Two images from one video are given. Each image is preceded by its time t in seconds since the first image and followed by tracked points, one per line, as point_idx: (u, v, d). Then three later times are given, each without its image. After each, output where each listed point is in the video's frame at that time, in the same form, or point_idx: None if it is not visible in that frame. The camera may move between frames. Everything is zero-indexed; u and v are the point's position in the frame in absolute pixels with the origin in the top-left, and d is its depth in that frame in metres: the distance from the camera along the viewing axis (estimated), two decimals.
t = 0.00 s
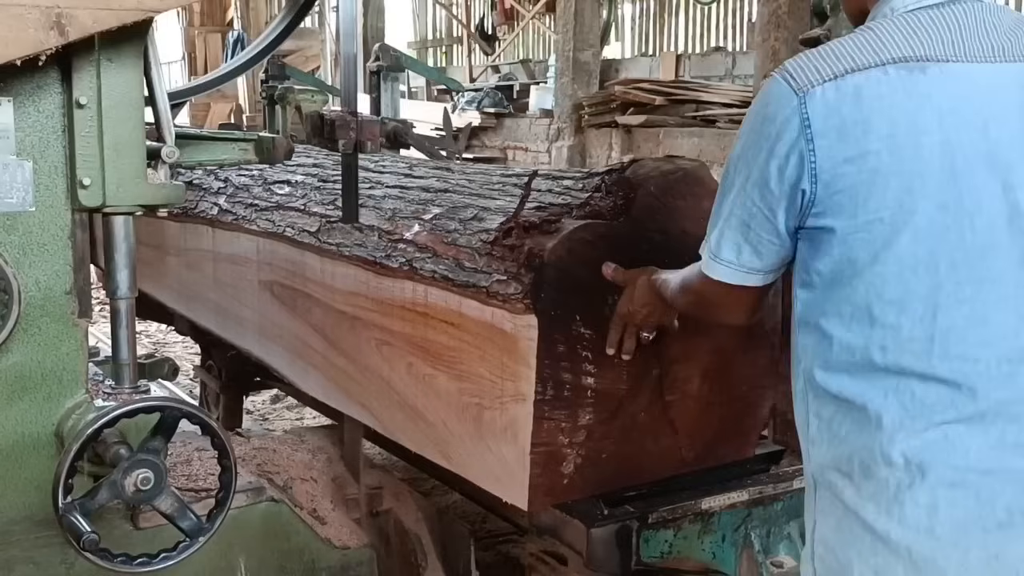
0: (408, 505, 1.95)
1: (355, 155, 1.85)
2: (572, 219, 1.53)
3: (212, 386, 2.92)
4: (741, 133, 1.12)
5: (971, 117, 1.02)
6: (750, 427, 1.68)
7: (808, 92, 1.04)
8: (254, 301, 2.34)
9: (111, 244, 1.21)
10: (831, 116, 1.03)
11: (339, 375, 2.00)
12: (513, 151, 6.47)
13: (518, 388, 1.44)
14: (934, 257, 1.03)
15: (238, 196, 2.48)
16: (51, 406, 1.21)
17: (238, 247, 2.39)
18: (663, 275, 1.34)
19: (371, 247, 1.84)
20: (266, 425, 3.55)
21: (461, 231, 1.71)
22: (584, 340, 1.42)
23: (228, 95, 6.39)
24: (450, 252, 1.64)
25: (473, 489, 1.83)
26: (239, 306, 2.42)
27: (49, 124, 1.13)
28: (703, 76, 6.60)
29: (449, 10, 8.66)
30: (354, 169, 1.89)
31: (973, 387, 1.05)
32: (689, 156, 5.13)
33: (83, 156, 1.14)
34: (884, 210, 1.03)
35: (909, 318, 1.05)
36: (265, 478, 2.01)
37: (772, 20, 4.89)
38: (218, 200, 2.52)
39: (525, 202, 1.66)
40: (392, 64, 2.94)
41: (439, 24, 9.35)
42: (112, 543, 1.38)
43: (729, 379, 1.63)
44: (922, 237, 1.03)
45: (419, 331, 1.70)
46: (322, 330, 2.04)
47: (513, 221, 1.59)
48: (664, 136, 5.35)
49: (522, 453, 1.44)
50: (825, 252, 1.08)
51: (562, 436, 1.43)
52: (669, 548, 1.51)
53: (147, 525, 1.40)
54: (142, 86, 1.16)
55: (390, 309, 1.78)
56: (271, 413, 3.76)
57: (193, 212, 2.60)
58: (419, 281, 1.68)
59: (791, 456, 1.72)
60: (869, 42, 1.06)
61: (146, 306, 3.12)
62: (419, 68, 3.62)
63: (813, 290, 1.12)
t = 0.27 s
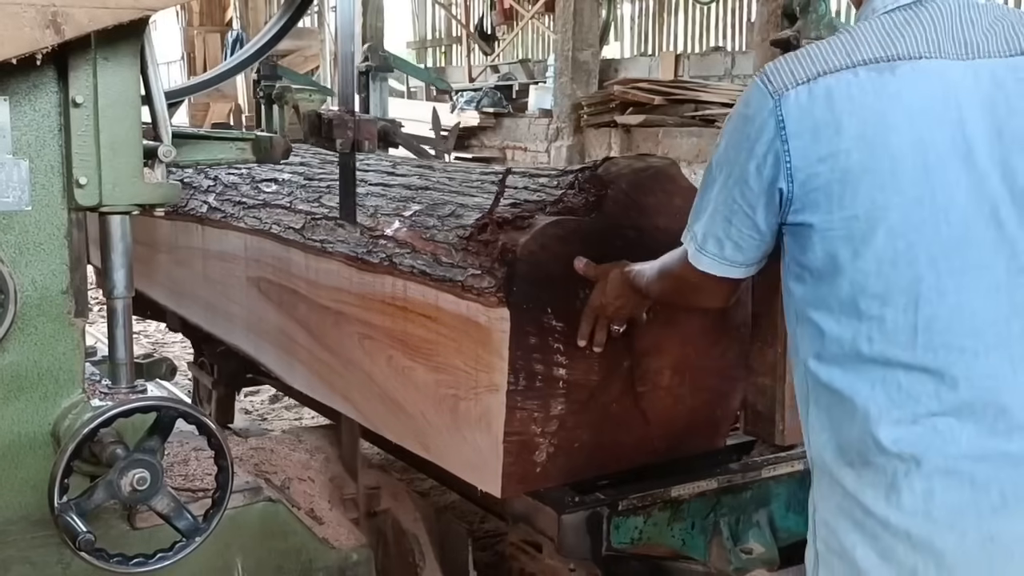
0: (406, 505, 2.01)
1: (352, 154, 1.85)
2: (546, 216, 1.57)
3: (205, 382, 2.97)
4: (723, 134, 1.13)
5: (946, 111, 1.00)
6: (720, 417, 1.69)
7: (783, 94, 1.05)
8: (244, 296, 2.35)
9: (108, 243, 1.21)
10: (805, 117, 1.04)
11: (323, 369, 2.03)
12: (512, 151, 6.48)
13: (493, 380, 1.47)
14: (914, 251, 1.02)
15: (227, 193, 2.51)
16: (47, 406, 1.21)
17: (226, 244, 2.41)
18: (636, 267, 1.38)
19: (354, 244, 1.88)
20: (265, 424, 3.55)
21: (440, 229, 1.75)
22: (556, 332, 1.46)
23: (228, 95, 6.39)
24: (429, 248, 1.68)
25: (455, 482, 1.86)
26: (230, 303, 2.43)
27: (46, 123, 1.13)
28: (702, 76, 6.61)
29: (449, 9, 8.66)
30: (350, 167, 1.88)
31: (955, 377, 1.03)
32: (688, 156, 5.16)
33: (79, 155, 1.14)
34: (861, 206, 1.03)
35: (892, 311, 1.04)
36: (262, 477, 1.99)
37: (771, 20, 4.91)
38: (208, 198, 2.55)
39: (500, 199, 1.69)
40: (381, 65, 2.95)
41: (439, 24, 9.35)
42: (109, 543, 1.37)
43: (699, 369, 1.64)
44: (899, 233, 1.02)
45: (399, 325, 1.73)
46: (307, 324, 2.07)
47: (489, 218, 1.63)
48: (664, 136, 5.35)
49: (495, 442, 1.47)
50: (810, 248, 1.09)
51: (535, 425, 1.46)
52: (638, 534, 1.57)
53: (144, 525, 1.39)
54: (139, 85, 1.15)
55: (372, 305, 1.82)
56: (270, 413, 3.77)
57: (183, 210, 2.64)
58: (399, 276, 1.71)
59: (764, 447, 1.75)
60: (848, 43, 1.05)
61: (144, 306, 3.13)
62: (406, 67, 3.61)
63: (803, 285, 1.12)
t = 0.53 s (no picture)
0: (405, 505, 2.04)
1: (352, 155, 1.84)
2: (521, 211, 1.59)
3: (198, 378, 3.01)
4: (794, 130, 1.13)
5: (1011, 122, 1.02)
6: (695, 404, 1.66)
7: (863, 100, 1.05)
8: (234, 293, 2.36)
9: (107, 243, 1.21)
10: (881, 120, 1.04)
11: (308, 363, 2.03)
12: (511, 151, 6.48)
13: (469, 372, 1.49)
14: (966, 249, 1.03)
15: (218, 191, 2.52)
16: (46, 406, 1.21)
17: (215, 241, 2.42)
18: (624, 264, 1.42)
19: (338, 239, 1.88)
20: (264, 424, 3.55)
21: (420, 226, 1.77)
22: (530, 324, 1.47)
23: (228, 95, 6.38)
24: (409, 244, 1.69)
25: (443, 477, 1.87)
26: (220, 299, 2.43)
27: (44, 123, 1.12)
28: (702, 76, 6.62)
29: (448, 9, 8.66)
30: (349, 170, 1.87)
31: (992, 361, 1.05)
32: (688, 157, 5.22)
33: (78, 155, 1.13)
34: (923, 204, 1.04)
35: (939, 301, 1.05)
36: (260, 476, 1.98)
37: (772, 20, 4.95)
38: (197, 196, 2.56)
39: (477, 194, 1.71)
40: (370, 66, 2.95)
41: (439, 24, 9.35)
42: (107, 543, 1.37)
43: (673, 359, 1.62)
44: (953, 229, 1.03)
45: (380, 318, 1.75)
46: (292, 319, 2.07)
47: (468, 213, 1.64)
48: (663, 136, 5.43)
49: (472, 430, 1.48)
50: (871, 241, 1.09)
51: (509, 415, 1.47)
52: (612, 520, 1.55)
53: (143, 526, 1.39)
54: (138, 84, 1.15)
55: (356, 299, 1.83)
56: (269, 412, 3.77)
57: (174, 208, 2.65)
58: (380, 270, 1.72)
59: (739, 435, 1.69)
60: (922, 49, 1.06)
61: (142, 306, 3.13)
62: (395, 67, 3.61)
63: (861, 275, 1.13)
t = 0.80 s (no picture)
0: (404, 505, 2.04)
1: (351, 154, 1.84)
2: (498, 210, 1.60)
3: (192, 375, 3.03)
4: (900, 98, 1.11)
5: None
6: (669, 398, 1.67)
7: (976, 59, 1.06)
8: (225, 290, 2.36)
9: (105, 242, 1.21)
10: (996, 78, 1.05)
11: (295, 358, 2.04)
12: (510, 151, 6.47)
13: (449, 364, 1.49)
14: None
15: (209, 191, 2.53)
16: (45, 406, 1.21)
17: (206, 238, 2.42)
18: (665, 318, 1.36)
19: (325, 237, 1.89)
20: (263, 424, 3.55)
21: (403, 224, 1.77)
22: (510, 318, 1.48)
23: (227, 95, 6.38)
24: (392, 241, 1.70)
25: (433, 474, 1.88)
26: (211, 295, 2.44)
27: (43, 123, 1.12)
28: (701, 76, 6.62)
29: (448, 9, 8.67)
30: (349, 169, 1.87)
31: None
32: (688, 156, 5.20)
33: (77, 155, 1.13)
34: None
35: None
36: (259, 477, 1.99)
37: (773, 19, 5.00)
38: (189, 195, 2.56)
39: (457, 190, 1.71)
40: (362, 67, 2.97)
41: (439, 24, 9.36)
42: (106, 543, 1.37)
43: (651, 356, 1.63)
44: None
45: (365, 313, 1.75)
46: (280, 316, 2.08)
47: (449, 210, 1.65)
48: (662, 136, 5.39)
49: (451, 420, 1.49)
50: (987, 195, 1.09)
51: (489, 406, 1.48)
52: (589, 509, 1.52)
53: (141, 526, 1.39)
54: (137, 84, 1.15)
55: (342, 295, 1.83)
56: (268, 412, 3.77)
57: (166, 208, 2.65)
58: (364, 266, 1.73)
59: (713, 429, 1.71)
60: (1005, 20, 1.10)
61: (140, 306, 3.13)
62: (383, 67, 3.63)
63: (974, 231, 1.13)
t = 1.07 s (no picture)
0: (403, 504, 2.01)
1: (349, 154, 1.84)
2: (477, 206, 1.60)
3: (186, 372, 3.03)
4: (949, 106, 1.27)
5: None
6: (650, 393, 1.68)
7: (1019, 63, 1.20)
8: (217, 289, 2.36)
9: (103, 243, 1.21)
10: None
11: (283, 353, 2.04)
12: (510, 151, 6.47)
13: (432, 357, 1.50)
14: None
15: (201, 190, 2.53)
16: (43, 406, 1.21)
17: (199, 237, 2.42)
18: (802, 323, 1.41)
19: (313, 233, 1.89)
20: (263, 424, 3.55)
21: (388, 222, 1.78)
22: (490, 313, 1.49)
23: (227, 96, 6.38)
24: (376, 238, 1.70)
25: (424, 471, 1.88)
26: (204, 293, 2.44)
27: (41, 124, 1.12)
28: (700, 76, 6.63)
29: (447, 10, 8.68)
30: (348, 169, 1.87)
31: None
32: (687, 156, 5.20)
33: (76, 155, 1.14)
34: None
35: None
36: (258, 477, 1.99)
37: (771, 19, 5.01)
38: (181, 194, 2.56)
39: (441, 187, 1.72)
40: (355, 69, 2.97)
41: (438, 25, 9.36)
42: (104, 544, 1.37)
43: (630, 350, 1.64)
44: None
45: (351, 308, 1.75)
46: (270, 312, 2.08)
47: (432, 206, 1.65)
48: (661, 136, 5.42)
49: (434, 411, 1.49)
50: None
51: (470, 399, 1.48)
52: (568, 499, 1.51)
53: (140, 526, 1.39)
54: (135, 84, 1.15)
55: (330, 292, 1.83)
56: (268, 413, 3.77)
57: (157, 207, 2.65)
58: (351, 263, 1.73)
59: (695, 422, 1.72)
60: None
61: (138, 306, 3.12)
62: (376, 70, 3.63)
63: None
